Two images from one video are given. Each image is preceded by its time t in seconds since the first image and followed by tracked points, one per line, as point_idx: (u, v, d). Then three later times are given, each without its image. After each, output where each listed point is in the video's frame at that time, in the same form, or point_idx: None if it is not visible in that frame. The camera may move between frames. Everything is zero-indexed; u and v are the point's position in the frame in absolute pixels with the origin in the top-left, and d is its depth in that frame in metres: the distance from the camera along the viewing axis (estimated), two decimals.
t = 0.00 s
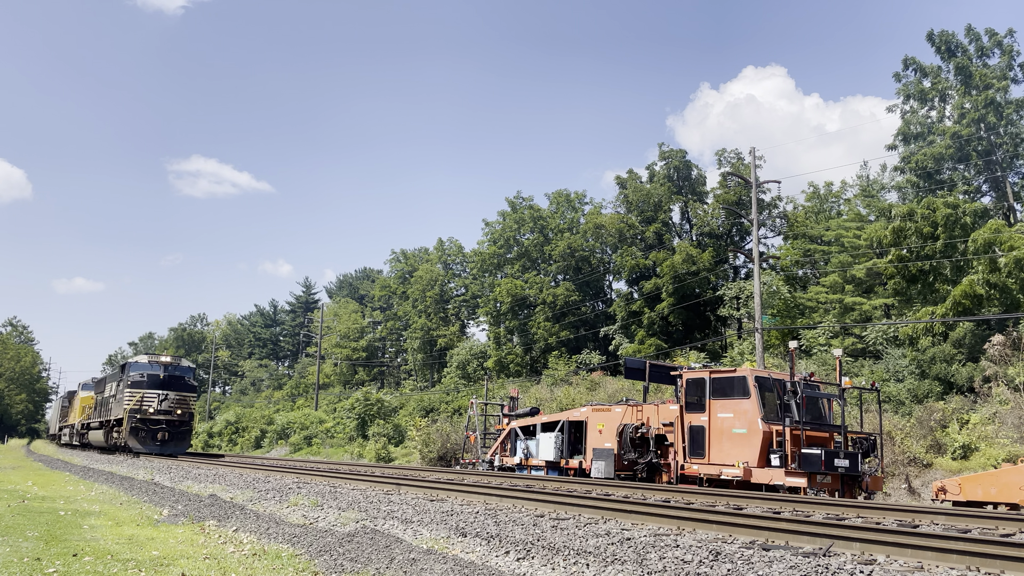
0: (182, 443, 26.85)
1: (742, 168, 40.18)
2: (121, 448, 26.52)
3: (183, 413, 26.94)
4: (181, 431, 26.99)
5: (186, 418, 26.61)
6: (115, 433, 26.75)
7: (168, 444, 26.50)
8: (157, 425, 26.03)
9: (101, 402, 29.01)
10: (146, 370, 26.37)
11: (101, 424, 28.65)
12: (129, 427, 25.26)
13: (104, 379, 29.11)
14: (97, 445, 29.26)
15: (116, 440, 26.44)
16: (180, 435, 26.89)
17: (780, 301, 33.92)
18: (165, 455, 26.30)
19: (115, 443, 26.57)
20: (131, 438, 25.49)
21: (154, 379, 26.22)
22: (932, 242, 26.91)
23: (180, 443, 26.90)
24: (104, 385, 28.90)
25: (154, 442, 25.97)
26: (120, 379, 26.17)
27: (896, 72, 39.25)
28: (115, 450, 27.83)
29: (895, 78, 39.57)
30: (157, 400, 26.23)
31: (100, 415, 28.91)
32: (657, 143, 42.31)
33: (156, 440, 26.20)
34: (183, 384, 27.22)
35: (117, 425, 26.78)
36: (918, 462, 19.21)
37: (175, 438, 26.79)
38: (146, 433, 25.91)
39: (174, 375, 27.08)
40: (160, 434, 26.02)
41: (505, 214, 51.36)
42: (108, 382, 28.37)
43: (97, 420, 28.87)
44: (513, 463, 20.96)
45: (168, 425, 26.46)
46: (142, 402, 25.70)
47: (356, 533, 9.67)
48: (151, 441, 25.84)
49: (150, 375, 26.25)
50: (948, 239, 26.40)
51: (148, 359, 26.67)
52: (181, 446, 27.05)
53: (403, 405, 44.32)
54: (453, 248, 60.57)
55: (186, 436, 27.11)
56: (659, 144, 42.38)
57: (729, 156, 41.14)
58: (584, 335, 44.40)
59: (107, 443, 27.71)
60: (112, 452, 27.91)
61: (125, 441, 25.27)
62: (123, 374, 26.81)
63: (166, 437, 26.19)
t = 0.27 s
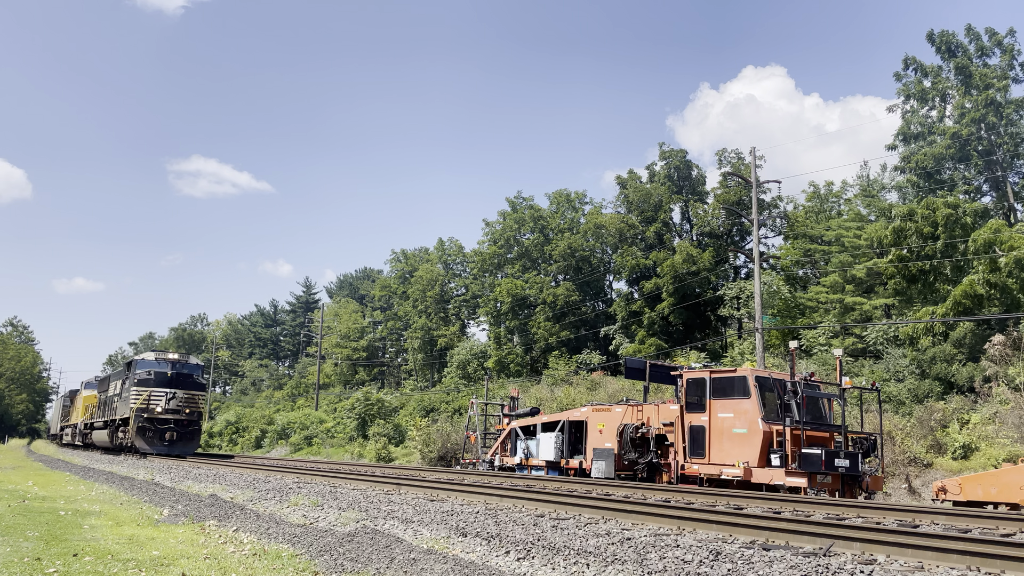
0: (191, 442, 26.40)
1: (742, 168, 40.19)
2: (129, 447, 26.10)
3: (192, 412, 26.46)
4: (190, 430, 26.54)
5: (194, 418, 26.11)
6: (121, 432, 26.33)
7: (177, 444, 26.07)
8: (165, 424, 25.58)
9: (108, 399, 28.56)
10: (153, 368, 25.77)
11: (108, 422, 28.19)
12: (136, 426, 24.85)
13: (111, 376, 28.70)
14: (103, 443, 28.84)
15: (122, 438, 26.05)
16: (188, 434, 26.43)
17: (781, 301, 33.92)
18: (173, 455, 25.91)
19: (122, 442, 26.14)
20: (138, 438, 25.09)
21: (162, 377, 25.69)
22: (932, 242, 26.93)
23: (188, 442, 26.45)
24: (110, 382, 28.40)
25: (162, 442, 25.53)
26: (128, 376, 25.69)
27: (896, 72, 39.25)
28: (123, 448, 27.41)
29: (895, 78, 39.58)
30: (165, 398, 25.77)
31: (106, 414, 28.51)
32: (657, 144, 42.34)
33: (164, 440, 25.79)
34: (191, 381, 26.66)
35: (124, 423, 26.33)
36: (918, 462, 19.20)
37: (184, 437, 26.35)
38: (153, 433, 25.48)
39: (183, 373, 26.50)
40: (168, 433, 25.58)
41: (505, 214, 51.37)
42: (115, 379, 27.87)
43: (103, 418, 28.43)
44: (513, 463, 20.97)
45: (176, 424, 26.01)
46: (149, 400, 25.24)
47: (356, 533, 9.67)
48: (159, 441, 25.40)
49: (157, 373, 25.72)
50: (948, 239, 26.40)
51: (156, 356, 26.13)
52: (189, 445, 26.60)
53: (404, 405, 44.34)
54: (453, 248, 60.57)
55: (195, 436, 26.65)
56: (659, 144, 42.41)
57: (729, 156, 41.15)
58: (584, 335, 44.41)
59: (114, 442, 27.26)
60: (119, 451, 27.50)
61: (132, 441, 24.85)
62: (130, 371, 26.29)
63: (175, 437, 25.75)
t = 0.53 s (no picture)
0: (200, 443, 25.57)
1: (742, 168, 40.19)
2: (136, 447, 25.27)
3: (201, 411, 25.59)
4: (199, 430, 25.69)
5: (204, 418, 25.23)
6: (127, 431, 25.48)
7: (186, 445, 25.23)
8: (174, 425, 24.72)
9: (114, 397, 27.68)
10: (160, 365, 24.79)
11: (115, 420, 27.33)
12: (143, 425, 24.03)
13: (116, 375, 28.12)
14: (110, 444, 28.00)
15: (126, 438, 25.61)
16: (198, 434, 25.58)
17: (781, 301, 33.92)
18: (182, 456, 25.10)
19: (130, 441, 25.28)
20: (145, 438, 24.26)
21: (170, 375, 24.71)
22: (932, 242, 26.93)
23: (198, 443, 25.62)
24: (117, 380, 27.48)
25: (170, 443, 24.73)
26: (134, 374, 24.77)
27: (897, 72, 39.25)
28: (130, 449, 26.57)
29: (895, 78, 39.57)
30: (173, 396, 24.83)
31: (113, 413, 27.67)
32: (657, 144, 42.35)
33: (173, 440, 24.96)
34: (201, 379, 25.73)
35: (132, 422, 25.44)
36: (918, 462, 19.21)
37: (193, 437, 25.51)
38: (161, 433, 24.65)
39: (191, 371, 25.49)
40: (176, 434, 24.73)
41: (505, 214, 51.37)
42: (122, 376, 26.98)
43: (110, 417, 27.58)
44: (513, 463, 20.98)
45: (185, 424, 25.10)
46: (157, 399, 24.37)
47: (356, 533, 9.69)
48: (167, 441, 24.59)
49: (165, 371, 24.80)
50: (948, 240, 26.40)
51: (163, 353, 25.18)
52: (199, 445, 25.74)
53: (404, 405, 44.36)
54: (453, 248, 60.55)
55: (204, 436, 25.79)
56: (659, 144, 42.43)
57: (730, 156, 41.15)
58: (584, 334, 44.42)
59: (122, 442, 26.41)
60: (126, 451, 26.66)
61: (139, 442, 24.01)
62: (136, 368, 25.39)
63: (184, 438, 24.91)
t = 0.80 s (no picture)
0: (210, 443, 24.90)
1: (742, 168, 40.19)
2: (143, 448, 24.54)
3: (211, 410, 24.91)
4: (209, 430, 25.01)
5: (214, 417, 24.55)
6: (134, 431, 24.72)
7: (195, 445, 24.54)
8: (183, 424, 24.05)
9: (120, 396, 26.93)
10: (169, 362, 24.15)
11: (121, 420, 26.55)
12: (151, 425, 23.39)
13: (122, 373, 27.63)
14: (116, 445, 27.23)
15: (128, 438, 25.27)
16: (207, 434, 24.89)
17: (781, 301, 33.93)
18: (191, 456, 24.43)
19: (136, 442, 24.54)
20: (154, 438, 23.60)
21: (179, 373, 24.07)
22: (932, 242, 26.94)
23: (207, 443, 24.92)
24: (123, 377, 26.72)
25: (179, 443, 24.06)
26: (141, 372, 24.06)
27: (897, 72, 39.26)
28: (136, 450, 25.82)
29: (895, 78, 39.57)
30: (182, 395, 24.14)
31: (119, 413, 26.89)
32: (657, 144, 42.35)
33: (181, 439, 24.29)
34: (210, 377, 25.05)
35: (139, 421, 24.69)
36: (918, 462, 19.22)
37: (202, 437, 24.83)
38: (170, 433, 23.98)
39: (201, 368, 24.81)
40: (185, 434, 24.06)
41: (505, 214, 51.37)
42: (128, 374, 26.24)
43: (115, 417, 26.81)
44: (513, 463, 20.99)
45: (195, 424, 24.41)
46: (165, 397, 23.70)
47: (356, 533, 9.69)
48: (176, 441, 23.88)
49: (173, 368, 24.13)
50: (948, 240, 26.40)
51: (171, 350, 24.48)
52: (208, 446, 25.03)
53: (404, 405, 44.37)
54: (453, 248, 60.53)
55: (214, 436, 25.11)
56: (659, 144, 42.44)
57: (730, 156, 41.16)
58: (584, 334, 44.42)
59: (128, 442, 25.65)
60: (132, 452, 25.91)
61: (147, 441, 23.35)
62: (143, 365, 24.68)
63: (193, 438, 24.22)
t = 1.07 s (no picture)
0: (220, 443, 24.13)
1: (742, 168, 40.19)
2: (151, 448, 23.74)
3: (222, 409, 24.09)
4: (220, 430, 24.21)
5: (224, 417, 23.72)
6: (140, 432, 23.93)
7: (205, 445, 23.76)
8: (192, 425, 23.24)
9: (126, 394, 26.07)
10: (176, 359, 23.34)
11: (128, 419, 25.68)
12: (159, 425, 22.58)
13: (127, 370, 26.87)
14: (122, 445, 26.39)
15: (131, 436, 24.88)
16: (218, 434, 24.12)
17: (781, 301, 33.93)
18: (201, 457, 23.68)
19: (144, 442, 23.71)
20: (162, 439, 22.80)
21: (188, 370, 23.26)
22: (932, 242, 26.94)
23: (218, 443, 24.13)
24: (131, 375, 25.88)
25: (188, 444, 23.29)
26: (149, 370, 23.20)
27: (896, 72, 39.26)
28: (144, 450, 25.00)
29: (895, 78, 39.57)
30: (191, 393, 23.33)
31: (125, 411, 26.05)
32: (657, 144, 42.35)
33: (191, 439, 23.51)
34: (221, 375, 24.19)
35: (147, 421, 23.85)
36: (918, 462, 19.21)
37: (213, 438, 24.06)
38: (180, 433, 23.19)
39: (210, 366, 24.01)
40: (195, 434, 23.27)
41: (505, 214, 51.36)
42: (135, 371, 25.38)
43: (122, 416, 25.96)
44: (513, 463, 20.99)
45: (205, 423, 23.64)
46: (174, 396, 22.88)
47: (356, 533, 9.69)
48: (185, 441, 23.12)
49: (182, 366, 23.30)
50: (948, 240, 26.39)
51: (179, 347, 23.62)
52: (219, 446, 24.23)
53: (404, 405, 44.38)
54: (453, 248, 60.51)
55: (225, 436, 24.30)
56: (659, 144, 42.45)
57: (730, 156, 41.17)
58: (584, 335, 44.43)
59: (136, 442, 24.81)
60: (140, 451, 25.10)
61: (156, 442, 22.62)
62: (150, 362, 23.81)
63: (204, 438, 23.43)
